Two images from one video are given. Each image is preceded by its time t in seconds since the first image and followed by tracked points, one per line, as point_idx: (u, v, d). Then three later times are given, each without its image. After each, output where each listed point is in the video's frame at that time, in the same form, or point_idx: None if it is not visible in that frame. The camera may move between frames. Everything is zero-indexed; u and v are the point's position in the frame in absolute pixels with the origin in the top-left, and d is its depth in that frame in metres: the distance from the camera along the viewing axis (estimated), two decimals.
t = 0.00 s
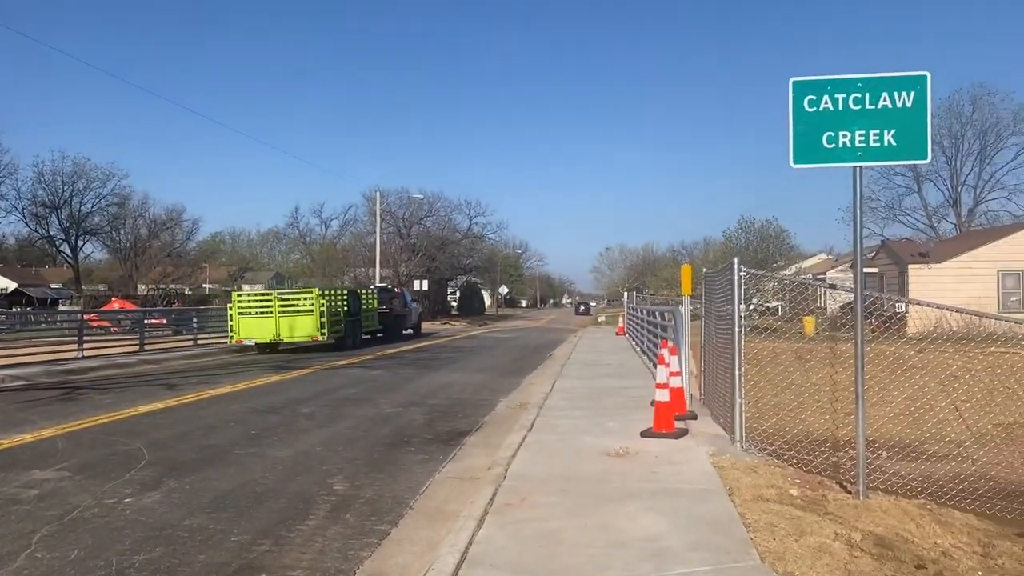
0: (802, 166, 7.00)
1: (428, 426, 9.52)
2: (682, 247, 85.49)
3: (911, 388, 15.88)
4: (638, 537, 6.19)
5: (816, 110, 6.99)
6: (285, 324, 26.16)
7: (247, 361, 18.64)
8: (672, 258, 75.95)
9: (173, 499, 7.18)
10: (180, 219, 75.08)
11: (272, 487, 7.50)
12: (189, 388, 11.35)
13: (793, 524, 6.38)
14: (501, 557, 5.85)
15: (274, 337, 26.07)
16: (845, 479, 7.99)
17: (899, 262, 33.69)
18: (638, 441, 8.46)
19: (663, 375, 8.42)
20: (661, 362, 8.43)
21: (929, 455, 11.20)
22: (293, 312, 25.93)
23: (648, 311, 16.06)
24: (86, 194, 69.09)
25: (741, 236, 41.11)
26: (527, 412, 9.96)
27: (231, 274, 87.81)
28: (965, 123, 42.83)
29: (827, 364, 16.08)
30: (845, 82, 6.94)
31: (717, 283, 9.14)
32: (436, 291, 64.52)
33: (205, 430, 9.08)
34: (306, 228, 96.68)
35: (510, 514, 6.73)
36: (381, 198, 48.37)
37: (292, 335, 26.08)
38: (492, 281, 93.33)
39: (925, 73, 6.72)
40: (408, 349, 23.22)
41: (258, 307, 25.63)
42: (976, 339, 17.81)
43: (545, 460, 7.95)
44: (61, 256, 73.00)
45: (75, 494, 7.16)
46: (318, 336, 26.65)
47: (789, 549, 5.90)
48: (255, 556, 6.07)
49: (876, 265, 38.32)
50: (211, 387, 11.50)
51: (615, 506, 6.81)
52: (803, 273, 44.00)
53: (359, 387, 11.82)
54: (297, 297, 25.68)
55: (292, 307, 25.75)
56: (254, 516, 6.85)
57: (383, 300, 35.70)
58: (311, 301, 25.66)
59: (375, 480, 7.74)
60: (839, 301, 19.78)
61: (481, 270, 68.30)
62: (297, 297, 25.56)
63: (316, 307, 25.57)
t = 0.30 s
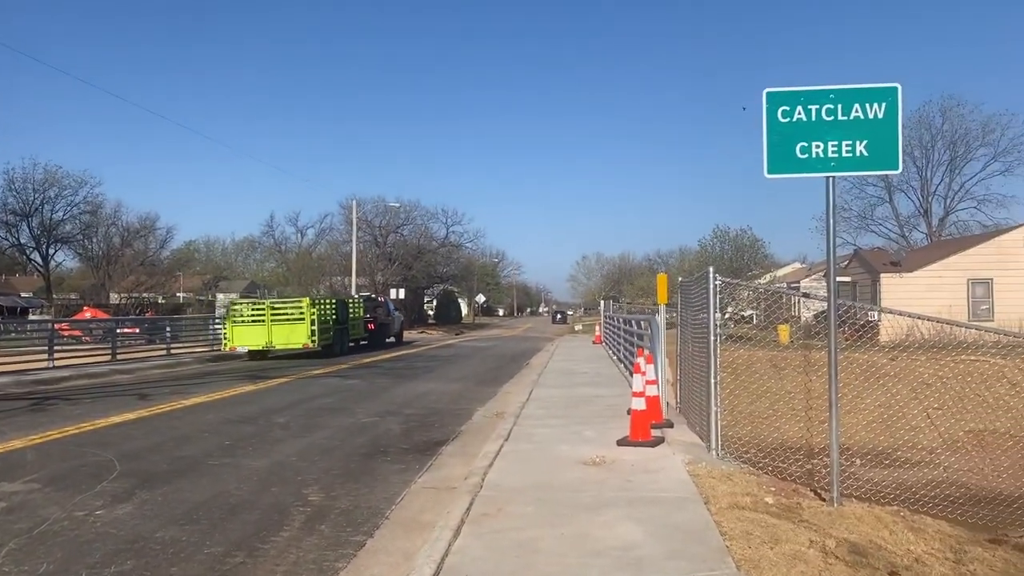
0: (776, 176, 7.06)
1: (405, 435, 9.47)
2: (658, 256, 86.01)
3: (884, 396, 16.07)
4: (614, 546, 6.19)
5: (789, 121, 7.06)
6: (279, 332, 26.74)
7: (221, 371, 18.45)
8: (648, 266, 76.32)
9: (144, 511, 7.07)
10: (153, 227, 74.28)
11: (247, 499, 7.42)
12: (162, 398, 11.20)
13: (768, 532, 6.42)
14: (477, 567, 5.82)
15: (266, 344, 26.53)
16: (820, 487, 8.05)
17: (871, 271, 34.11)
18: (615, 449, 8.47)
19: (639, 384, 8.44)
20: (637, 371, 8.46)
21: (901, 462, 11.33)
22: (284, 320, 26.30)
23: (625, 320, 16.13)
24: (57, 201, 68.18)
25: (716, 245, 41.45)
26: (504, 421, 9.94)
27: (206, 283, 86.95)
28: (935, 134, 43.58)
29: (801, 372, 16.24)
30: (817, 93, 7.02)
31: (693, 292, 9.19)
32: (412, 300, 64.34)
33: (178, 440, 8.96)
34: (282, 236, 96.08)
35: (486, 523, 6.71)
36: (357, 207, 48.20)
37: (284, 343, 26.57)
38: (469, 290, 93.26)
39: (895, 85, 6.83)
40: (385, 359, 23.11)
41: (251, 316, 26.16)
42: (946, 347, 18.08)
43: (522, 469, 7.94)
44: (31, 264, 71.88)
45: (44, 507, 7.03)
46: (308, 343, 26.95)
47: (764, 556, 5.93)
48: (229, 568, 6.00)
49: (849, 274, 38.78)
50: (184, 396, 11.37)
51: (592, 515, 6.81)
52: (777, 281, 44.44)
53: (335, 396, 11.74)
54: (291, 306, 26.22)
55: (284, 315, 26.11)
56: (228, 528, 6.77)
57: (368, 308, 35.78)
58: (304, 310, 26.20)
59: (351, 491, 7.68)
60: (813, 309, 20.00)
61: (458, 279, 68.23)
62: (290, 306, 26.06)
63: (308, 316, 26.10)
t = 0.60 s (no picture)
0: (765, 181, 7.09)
1: (394, 441, 9.45)
2: (648, 261, 86.21)
3: (872, 400, 16.15)
4: (603, 551, 6.19)
5: (777, 126, 7.10)
6: (282, 335, 27.75)
7: (209, 376, 18.35)
8: (638, 271, 76.47)
9: (131, 517, 7.02)
10: (140, 232, 73.90)
11: (235, 504, 7.38)
12: (149, 404, 11.12)
13: (757, 536, 6.43)
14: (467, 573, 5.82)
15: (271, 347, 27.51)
16: (809, 491, 8.08)
17: (859, 276, 34.27)
18: (604, 454, 8.47)
19: (628, 389, 8.45)
20: (627, 376, 8.46)
21: (889, 466, 11.38)
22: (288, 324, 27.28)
23: (614, 325, 16.15)
24: (43, 206, 67.79)
25: (705, 250, 41.56)
26: (493, 426, 9.93)
27: (194, 288, 86.49)
28: (921, 140, 43.88)
29: (789, 376, 16.29)
30: (805, 99, 7.06)
31: (682, 297, 9.20)
32: (402, 305, 64.23)
33: (166, 446, 8.90)
34: (270, 241, 95.79)
35: (476, 529, 6.70)
36: (347, 212, 48.03)
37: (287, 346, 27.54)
38: (458, 294, 93.15)
39: (882, 90, 6.88)
40: (374, 363, 23.05)
41: (255, 320, 27.17)
42: (934, 351, 18.19)
43: (512, 474, 7.92)
44: (17, 269, 71.35)
45: (29, 513, 6.98)
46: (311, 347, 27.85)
47: (753, 561, 5.95)
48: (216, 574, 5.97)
49: (836, 279, 38.95)
50: (171, 402, 11.30)
51: (582, 520, 6.81)
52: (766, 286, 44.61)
53: (324, 401, 11.69)
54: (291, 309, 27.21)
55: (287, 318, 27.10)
56: (216, 534, 6.73)
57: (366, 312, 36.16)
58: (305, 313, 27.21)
59: (339, 496, 7.65)
60: (801, 313, 20.07)
61: (448, 283, 68.15)
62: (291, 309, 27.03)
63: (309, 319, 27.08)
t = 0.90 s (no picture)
0: (767, 182, 7.08)
1: (396, 442, 9.44)
2: (649, 262, 86.24)
3: (874, 401, 16.14)
4: (605, 553, 6.18)
5: (779, 127, 7.10)
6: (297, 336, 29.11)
7: (211, 377, 18.34)
8: (639, 272, 76.48)
9: (133, 518, 7.02)
10: (142, 233, 74.01)
11: (236, 506, 7.38)
12: (151, 405, 11.11)
13: (759, 538, 6.42)
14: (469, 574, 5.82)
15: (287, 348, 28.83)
16: (811, 492, 8.06)
17: (861, 277, 34.26)
18: (606, 455, 8.47)
19: (630, 390, 8.45)
20: (628, 376, 8.46)
21: (892, 467, 11.36)
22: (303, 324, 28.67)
23: (616, 326, 16.14)
24: (46, 208, 67.93)
25: (706, 251, 41.62)
26: (495, 427, 9.93)
27: (195, 289, 86.58)
28: (923, 141, 43.87)
29: (791, 377, 16.28)
30: (807, 99, 7.05)
31: (683, 297, 9.19)
32: (403, 305, 64.28)
33: (168, 447, 8.90)
34: (272, 242, 95.88)
35: (477, 530, 6.69)
36: (348, 213, 48.02)
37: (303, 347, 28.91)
38: (459, 295, 93.26)
39: (884, 91, 6.88)
40: (376, 364, 23.06)
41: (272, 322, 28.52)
42: (936, 352, 18.17)
43: (514, 476, 7.91)
44: (19, 271, 71.42)
45: (31, 515, 6.99)
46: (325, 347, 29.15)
47: (755, 563, 5.94)
48: None
49: (839, 279, 38.94)
50: (173, 403, 11.30)
51: (584, 521, 6.80)
52: (768, 287, 44.58)
53: (325, 403, 11.68)
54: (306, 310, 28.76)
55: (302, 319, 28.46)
56: (218, 535, 6.73)
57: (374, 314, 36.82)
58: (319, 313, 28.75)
59: (341, 497, 7.64)
60: (804, 314, 20.04)
61: (449, 284, 68.17)
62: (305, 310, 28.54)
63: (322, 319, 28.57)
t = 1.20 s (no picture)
0: (781, 177, 7.06)
1: (409, 438, 9.46)
2: (662, 260, 86.04)
3: (889, 398, 16.04)
4: (619, 549, 6.18)
5: (794, 122, 7.07)
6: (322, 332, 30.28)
7: (225, 375, 18.43)
8: (652, 269, 76.35)
9: (149, 514, 7.07)
10: (156, 231, 74.47)
11: (251, 502, 7.41)
12: (166, 402, 11.18)
13: (774, 535, 6.41)
14: (484, 571, 5.85)
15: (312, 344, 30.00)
16: (826, 490, 8.03)
17: (875, 274, 34.09)
18: (619, 452, 8.46)
19: (644, 387, 8.44)
20: (642, 374, 8.45)
21: (907, 465, 11.30)
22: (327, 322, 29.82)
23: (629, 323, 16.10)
24: (61, 206, 68.51)
25: (719, 248, 41.56)
26: (508, 424, 9.93)
27: (209, 287, 87.00)
28: (938, 137, 43.59)
29: (806, 375, 16.20)
30: (822, 95, 7.02)
31: (697, 295, 9.17)
32: (415, 303, 64.43)
33: (183, 444, 8.95)
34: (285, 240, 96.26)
35: (491, 527, 6.69)
36: (360, 211, 48.16)
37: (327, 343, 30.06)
38: (472, 292, 93.42)
39: (900, 86, 6.83)
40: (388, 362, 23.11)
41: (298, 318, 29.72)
42: (952, 349, 18.03)
43: (527, 473, 7.91)
44: (35, 269, 72.06)
45: (49, 510, 7.06)
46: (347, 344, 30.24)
47: (771, 560, 5.92)
48: (234, 571, 6.03)
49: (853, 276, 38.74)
50: (188, 400, 11.37)
51: (598, 517, 6.80)
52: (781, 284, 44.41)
53: (338, 400, 11.72)
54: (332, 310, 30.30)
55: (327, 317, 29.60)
56: (233, 530, 6.77)
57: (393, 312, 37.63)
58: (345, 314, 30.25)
59: (355, 493, 7.67)
60: (818, 310, 19.95)
61: (461, 281, 68.21)
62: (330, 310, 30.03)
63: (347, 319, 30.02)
